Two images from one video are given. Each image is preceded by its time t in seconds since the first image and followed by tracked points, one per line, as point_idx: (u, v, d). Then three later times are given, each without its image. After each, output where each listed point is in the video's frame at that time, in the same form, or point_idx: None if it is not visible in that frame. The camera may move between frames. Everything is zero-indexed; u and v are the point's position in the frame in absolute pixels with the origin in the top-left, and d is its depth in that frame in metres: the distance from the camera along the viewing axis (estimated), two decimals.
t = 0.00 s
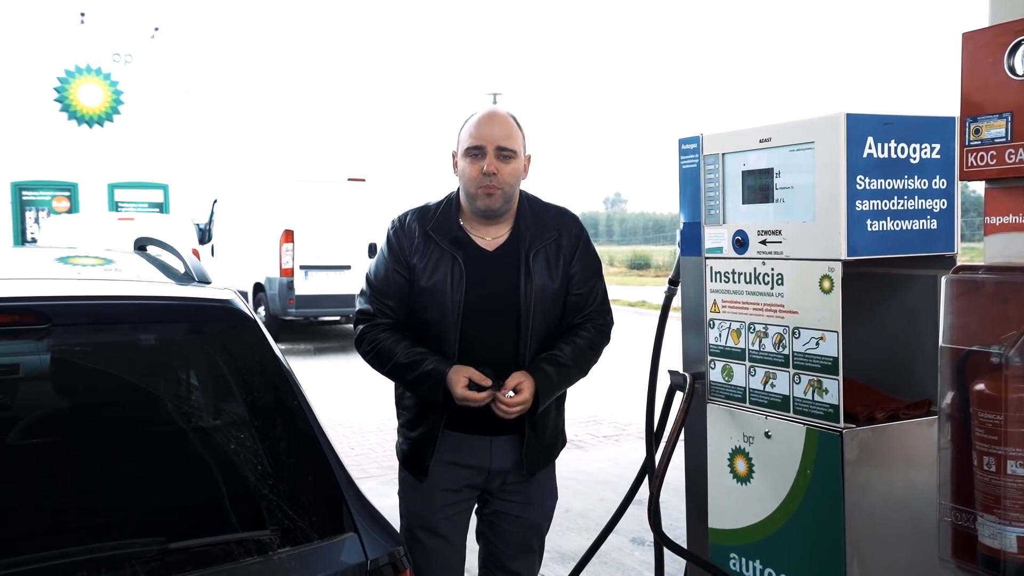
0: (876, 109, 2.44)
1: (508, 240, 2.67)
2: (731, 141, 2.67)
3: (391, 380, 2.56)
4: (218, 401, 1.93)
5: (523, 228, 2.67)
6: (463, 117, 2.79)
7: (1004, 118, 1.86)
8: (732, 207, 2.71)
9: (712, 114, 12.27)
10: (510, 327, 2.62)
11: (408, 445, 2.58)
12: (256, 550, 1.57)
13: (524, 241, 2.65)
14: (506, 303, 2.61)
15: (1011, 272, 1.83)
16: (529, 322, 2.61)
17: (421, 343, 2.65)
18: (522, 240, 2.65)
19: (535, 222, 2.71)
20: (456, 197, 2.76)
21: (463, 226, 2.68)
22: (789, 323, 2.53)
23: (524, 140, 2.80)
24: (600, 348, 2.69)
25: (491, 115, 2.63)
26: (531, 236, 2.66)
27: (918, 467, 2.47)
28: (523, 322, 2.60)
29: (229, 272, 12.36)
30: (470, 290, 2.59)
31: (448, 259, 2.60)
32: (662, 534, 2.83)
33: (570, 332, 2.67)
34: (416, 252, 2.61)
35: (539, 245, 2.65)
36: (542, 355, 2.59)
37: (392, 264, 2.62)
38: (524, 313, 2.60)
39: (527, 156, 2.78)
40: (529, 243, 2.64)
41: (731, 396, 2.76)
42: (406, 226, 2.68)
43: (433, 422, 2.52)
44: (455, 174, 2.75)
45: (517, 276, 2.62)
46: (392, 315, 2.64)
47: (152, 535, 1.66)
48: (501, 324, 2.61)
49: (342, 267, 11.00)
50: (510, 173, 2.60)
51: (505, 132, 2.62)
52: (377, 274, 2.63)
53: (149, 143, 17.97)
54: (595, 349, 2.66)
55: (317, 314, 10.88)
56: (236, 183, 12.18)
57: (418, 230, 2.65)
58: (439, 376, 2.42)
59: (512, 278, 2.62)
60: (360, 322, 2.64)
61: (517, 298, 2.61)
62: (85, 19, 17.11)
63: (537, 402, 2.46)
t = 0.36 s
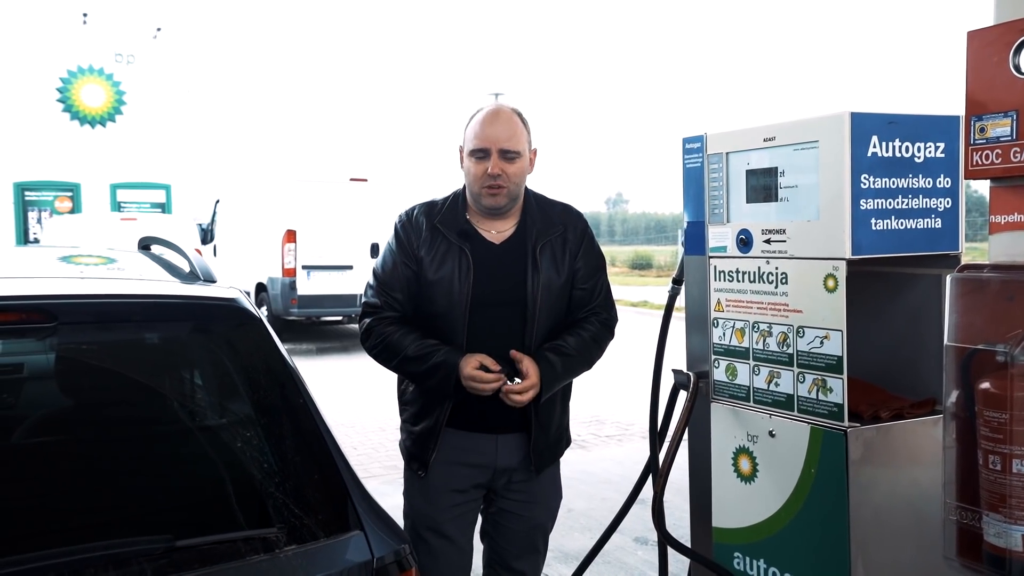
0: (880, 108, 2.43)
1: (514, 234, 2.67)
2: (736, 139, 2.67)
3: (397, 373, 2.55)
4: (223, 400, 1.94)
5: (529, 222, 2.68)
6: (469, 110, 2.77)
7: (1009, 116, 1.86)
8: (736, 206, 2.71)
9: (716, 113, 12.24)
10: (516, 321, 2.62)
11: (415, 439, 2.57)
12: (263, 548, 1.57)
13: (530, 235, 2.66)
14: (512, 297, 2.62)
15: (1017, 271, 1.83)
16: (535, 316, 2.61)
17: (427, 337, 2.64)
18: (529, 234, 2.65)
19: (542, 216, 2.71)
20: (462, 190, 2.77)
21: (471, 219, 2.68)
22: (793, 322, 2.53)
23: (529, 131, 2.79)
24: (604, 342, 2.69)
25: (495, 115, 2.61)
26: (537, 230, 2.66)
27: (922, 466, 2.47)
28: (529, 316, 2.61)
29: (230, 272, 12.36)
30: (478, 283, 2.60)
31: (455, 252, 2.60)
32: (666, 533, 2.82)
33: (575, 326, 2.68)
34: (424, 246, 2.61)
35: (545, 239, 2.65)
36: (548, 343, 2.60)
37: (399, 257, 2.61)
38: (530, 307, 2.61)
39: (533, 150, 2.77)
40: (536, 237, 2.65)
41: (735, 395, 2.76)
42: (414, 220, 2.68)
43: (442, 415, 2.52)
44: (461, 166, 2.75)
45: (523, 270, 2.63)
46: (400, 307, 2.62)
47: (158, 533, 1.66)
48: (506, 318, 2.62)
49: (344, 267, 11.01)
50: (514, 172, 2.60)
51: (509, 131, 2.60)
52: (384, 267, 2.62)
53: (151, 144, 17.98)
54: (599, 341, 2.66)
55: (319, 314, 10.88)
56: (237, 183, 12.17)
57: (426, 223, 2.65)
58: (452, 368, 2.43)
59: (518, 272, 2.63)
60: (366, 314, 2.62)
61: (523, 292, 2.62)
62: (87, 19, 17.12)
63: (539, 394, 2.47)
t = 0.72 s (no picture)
0: (883, 107, 2.43)
1: (522, 229, 2.68)
2: (738, 138, 2.67)
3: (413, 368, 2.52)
4: (224, 399, 1.94)
5: (538, 218, 2.68)
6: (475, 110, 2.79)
7: (1013, 114, 1.86)
8: (739, 204, 2.70)
9: (720, 113, 12.20)
10: (526, 315, 2.63)
11: (431, 438, 2.55)
12: (266, 546, 1.57)
13: (539, 231, 2.66)
14: (522, 292, 2.62)
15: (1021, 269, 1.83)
16: (545, 312, 2.62)
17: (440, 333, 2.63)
18: (538, 229, 2.66)
19: (550, 212, 2.72)
20: (469, 187, 2.77)
21: (479, 215, 2.68)
22: (796, 321, 2.53)
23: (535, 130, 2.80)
24: (612, 337, 2.70)
25: (502, 110, 2.63)
26: (546, 225, 2.67)
27: (927, 464, 2.46)
28: (539, 311, 2.62)
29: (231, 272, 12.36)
30: (491, 279, 2.60)
31: (468, 247, 2.59)
32: (669, 533, 2.82)
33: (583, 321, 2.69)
34: (436, 242, 2.60)
35: (554, 235, 2.66)
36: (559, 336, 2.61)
37: (412, 253, 2.60)
38: (540, 303, 2.61)
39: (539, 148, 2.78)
40: (544, 233, 2.65)
41: (737, 394, 2.76)
42: (424, 217, 2.67)
43: (460, 412, 2.52)
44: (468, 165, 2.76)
45: (534, 265, 2.63)
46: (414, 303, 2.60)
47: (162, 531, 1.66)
48: (518, 312, 2.63)
49: (345, 267, 11.03)
50: (522, 164, 2.61)
51: (516, 126, 2.62)
52: (396, 263, 2.60)
53: (152, 143, 17.98)
54: (608, 336, 2.67)
55: (320, 314, 10.88)
56: (239, 183, 12.17)
57: (436, 219, 2.64)
58: (479, 356, 2.42)
59: (529, 268, 2.63)
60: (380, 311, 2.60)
61: (533, 288, 2.63)
62: (89, 20, 17.02)
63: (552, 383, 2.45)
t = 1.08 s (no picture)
0: (887, 106, 2.43)
1: (530, 228, 2.67)
2: (742, 138, 2.66)
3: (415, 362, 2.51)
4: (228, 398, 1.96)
5: (545, 217, 2.68)
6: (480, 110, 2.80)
7: (1018, 113, 1.85)
8: (742, 204, 2.70)
9: (723, 112, 12.17)
10: (535, 314, 2.63)
11: (438, 438, 2.55)
12: (270, 545, 1.56)
13: (546, 230, 2.66)
14: (530, 291, 2.62)
15: None
16: (553, 311, 2.61)
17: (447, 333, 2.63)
18: (545, 228, 2.66)
19: (556, 211, 2.71)
20: (476, 186, 2.77)
21: (487, 214, 2.68)
22: (799, 320, 2.53)
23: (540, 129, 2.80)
24: (619, 336, 2.69)
25: (509, 107, 2.64)
26: (552, 224, 2.66)
27: (931, 465, 2.46)
28: (547, 310, 2.61)
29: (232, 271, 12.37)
30: (498, 278, 2.59)
31: (475, 246, 2.59)
32: (672, 532, 2.81)
33: (591, 320, 2.68)
34: (443, 241, 2.60)
35: (560, 234, 2.65)
36: (568, 335, 2.61)
37: (418, 252, 2.60)
38: (548, 302, 2.61)
39: (545, 147, 2.78)
40: (551, 232, 2.65)
41: (740, 393, 2.75)
42: (431, 216, 2.67)
43: (465, 413, 2.52)
44: (474, 164, 2.76)
45: (541, 265, 2.63)
46: (420, 302, 2.60)
47: (165, 530, 1.66)
48: (527, 311, 2.62)
49: (347, 267, 11.04)
50: (529, 159, 2.61)
51: (523, 121, 2.62)
52: (403, 263, 2.60)
53: (155, 143, 17.99)
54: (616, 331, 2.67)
55: (322, 314, 10.89)
56: (241, 182, 12.17)
57: (443, 218, 2.64)
58: (478, 347, 2.41)
59: (536, 268, 2.63)
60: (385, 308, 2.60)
61: (541, 287, 2.63)
62: (90, 19, 17.06)
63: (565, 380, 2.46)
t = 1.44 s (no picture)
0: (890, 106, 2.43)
1: (535, 227, 2.67)
2: (745, 138, 2.66)
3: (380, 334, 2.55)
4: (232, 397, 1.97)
5: (550, 217, 2.68)
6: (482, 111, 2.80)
7: (1022, 112, 1.86)
8: (745, 203, 2.70)
9: (725, 111, 12.17)
10: (543, 313, 2.61)
11: (430, 439, 2.56)
12: (275, 544, 1.57)
13: (552, 229, 2.66)
14: (537, 290, 2.61)
15: None
16: (560, 311, 2.61)
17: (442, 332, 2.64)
18: (550, 228, 2.66)
19: (562, 211, 2.71)
20: (480, 187, 2.76)
21: (491, 214, 2.67)
22: (803, 320, 2.53)
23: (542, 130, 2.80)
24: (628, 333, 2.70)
25: (510, 105, 2.65)
26: (557, 225, 2.66)
27: (935, 464, 2.46)
28: (556, 309, 2.60)
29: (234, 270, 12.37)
30: (500, 277, 2.59)
31: (475, 246, 2.60)
32: (675, 532, 2.81)
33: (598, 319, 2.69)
34: (443, 241, 2.62)
35: (566, 234, 2.66)
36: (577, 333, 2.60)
37: (412, 252, 2.65)
38: (556, 301, 2.60)
39: (547, 147, 2.78)
40: (557, 233, 2.65)
41: (743, 393, 2.75)
42: (434, 216, 2.69)
43: (456, 411, 2.52)
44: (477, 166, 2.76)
45: (547, 264, 2.63)
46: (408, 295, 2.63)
47: (170, 529, 1.66)
48: (533, 310, 2.60)
49: (349, 266, 11.05)
50: (532, 156, 2.61)
51: (523, 119, 2.63)
52: (396, 260, 2.65)
53: (156, 143, 17.99)
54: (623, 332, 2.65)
55: (324, 313, 10.88)
56: (242, 182, 12.16)
57: (446, 218, 2.65)
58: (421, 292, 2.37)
59: (542, 267, 2.63)
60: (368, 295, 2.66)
61: (548, 286, 2.62)
62: (92, 19, 17.09)
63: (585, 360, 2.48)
